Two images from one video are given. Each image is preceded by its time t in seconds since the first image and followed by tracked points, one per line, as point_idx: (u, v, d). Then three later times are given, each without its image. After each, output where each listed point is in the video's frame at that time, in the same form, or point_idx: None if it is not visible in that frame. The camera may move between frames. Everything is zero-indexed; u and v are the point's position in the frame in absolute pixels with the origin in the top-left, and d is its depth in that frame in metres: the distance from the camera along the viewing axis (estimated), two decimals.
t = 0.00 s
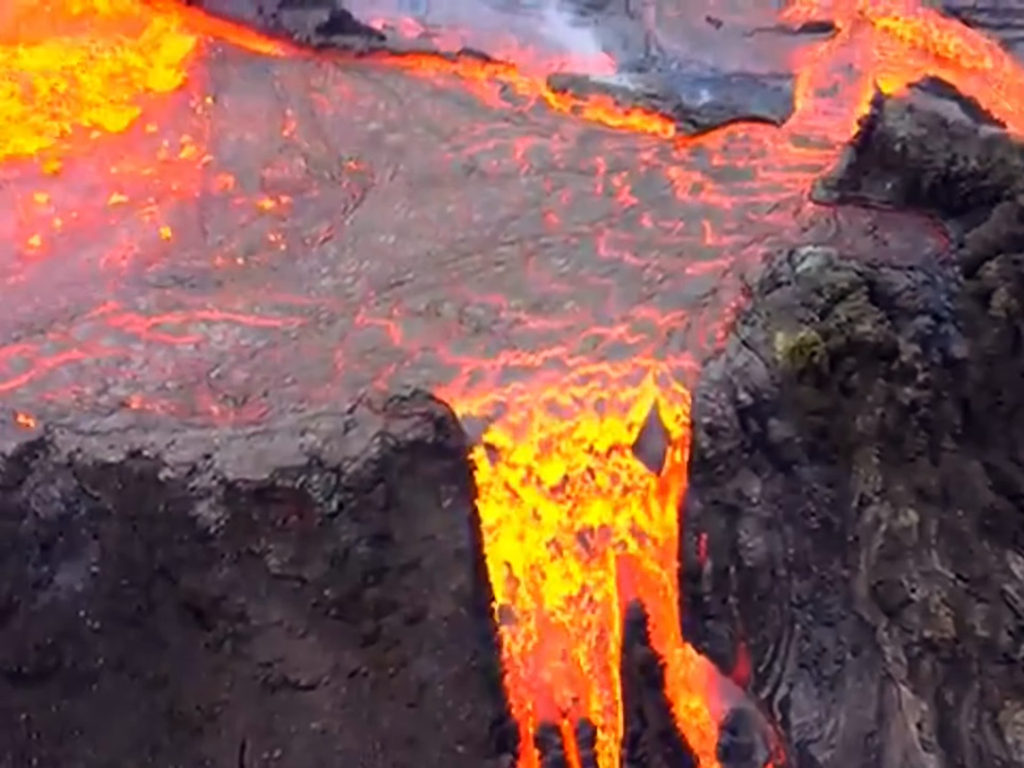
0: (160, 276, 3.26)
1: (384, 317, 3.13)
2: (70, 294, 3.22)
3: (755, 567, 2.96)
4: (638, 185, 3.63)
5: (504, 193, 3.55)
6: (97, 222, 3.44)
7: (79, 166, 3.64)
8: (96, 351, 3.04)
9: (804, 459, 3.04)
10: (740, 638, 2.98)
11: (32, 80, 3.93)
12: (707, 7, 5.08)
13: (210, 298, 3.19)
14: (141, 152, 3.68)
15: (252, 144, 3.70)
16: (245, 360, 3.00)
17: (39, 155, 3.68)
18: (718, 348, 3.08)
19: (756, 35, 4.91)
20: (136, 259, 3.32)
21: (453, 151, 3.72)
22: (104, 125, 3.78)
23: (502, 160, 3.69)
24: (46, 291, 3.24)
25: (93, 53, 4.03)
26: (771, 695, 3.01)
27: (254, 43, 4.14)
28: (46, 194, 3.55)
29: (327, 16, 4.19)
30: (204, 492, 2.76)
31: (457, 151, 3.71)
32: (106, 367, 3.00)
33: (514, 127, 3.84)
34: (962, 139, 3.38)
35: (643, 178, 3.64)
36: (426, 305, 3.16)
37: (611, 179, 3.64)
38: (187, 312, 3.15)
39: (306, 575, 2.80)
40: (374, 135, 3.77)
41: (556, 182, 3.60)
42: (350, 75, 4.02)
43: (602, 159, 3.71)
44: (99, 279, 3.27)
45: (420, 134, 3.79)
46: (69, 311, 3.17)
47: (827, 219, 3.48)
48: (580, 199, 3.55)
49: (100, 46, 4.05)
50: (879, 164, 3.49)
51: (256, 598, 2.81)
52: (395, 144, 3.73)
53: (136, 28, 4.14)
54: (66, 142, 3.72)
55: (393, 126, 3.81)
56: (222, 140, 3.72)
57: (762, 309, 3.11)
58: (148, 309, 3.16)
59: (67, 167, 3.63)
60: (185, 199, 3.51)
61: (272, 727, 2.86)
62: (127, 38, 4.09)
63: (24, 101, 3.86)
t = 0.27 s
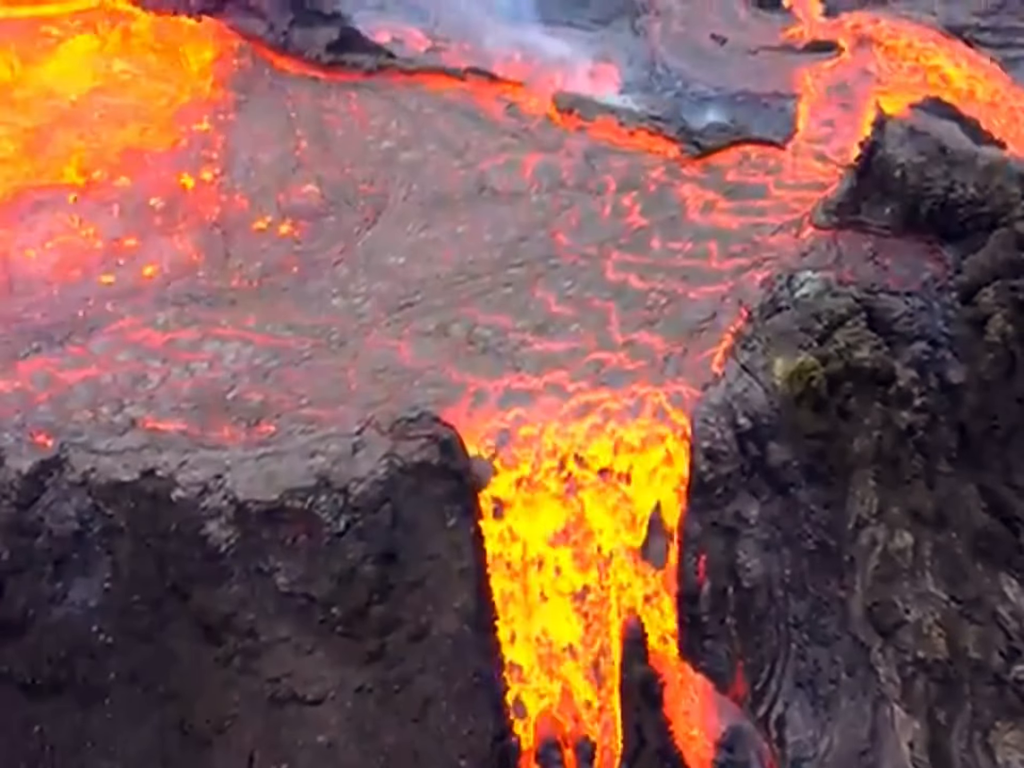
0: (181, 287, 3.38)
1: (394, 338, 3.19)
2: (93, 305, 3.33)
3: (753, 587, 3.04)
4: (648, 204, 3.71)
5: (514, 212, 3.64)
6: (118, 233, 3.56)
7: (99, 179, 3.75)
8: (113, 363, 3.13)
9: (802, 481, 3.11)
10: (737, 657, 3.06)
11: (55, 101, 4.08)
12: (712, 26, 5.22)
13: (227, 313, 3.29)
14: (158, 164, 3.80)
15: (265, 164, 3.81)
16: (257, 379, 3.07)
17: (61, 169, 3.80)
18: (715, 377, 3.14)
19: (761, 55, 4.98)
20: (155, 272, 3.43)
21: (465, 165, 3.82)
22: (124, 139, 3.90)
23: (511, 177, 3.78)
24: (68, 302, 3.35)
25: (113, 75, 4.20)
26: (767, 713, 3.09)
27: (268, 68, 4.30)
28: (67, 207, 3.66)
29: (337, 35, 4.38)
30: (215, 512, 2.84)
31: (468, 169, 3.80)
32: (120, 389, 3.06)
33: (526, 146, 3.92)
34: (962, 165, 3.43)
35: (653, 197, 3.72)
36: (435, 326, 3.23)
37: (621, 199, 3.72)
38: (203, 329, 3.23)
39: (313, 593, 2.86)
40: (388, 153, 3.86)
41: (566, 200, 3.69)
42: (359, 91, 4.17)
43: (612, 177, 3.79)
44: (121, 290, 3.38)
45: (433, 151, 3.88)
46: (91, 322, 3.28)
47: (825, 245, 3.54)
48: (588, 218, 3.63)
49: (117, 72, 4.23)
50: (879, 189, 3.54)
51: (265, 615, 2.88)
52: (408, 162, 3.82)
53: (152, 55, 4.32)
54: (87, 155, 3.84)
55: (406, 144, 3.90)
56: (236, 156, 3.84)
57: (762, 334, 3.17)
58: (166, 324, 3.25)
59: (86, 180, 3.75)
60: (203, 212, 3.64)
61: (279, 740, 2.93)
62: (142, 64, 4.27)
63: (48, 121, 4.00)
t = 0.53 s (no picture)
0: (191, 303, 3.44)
1: (401, 359, 3.25)
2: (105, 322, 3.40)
3: (749, 607, 3.11)
4: (655, 223, 3.78)
5: (522, 233, 3.70)
6: (129, 247, 3.62)
7: (110, 193, 3.81)
8: (127, 379, 3.19)
9: (797, 503, 3.17)
10: (733, 675, 3.13)
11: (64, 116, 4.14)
12: (712, 44, 5.30)
13: (238, 329, 3.35)
14: (168, 177, 3.85)
15: (274, 181, 3.88)
16: (260, 400, 3.13)
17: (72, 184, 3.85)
18: (712, 399, 3.19)
19: (761, 73, 5.06)
20: (168, 292, 3.49)
21: (474, 185, 3.89)
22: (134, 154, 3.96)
23: (520, 194, 3.86)
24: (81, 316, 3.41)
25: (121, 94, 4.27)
26: (762, 730, 3.16)
27: (279, 87, 4.38)
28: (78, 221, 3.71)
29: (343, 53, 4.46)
30: (223, 532, 2.90)
31: (476, 188, 3.88)
32: (128, 408, 3.11)
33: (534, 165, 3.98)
34: (958, 189, 3.45)
35: (660, 216, 3.80)
36: (442, 349, 3.29)
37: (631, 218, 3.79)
38: (214, 346, 3.30)
39: (319, 611, 2.93)
40: (397, 173, 3.93)
41: (574, 219, 3.76)
42: (365, 111, 4.26)
43: (617, 193, 3.88)
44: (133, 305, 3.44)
45: (443, 172, 3.95)
46: (103, 338, 3.34)
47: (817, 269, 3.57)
48: (595, 239, 3.69)
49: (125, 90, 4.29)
50: (876, 211, 3.56)
51: (271, 633, 2.94)
52: (418, 183, 3.89)
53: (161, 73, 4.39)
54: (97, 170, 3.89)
55: (414, 165, 3.97)
56: (244, 173, 3.90)
57: (759, 357, 3.24)
58: (180, 340, 3.32)
59: (97, 194, 3.80)
60: (212, 228, 3.70)
61: (284, 755, 3.00)
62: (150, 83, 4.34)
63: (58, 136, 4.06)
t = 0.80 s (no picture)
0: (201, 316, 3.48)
1: (405, 373, 3.31)
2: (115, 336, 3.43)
3: (748, 619, 3.15)
4: (661, 235, 3.83)
5: (529, 248, 3.75)
6: (142, 262, 3.67)
7: (121, 209, 3.86)
8: (139, 392, 3.24)
9: (796, 516, 3.22)
10: (732, 686, 3.18)
11: (74, 132, 4.20)
12: (713, 54, 5.34)
13: (245, 342, 3.39)
14: (178, 193, 3.91)
15: (281, 195, 3.94)
16: (264, 416, 3.17)
17: (83, 200, 3.91)
18: (713, 414, 3.24)
19: (761, 83, 5.07)
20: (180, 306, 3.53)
21: (479, 198, 3.94)
22: (144, 169, 4.02)
23: (526, 208, 3.91)
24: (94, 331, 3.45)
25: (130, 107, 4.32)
26: (761, 740, 3.21)
27: (285, 102, 4.43)
28: (91, 238, 3.77)
29: (346, 68, 4.54)
30: (231, 548, 2.95)
31: (481, 201, 3.93)
32: (136, 423, 3.15)
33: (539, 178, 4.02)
34: (954, 205, 3.50)
35: (667, 228, 3.85)
36: (447, 364, 3.34)
37: (638, 231, 3.83)
38: (224, 360, 3.33)
39: (326, 625, 2.98)
40: (403, 187, 3.98)
41: (580, 233, 3.80)
42: (370, 124, 4.32)
43: (623, 205, 3.92)
44: (144, 318, 3.48)
45: (448, 184, 4.00)
46: (115, 353, 3.38)
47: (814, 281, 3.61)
48: (601, 253, 3.74)
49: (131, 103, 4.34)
50: (874, 226, 3.60)
51: (278, 646, 2.99)
52: (423, 197, 3.94)
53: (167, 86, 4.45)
54: (109, 186, 3.95)
55: (420, 179, 4.02)
56: (252, 187, 3.96)
57: (758, 372, 3.29)
58: (194, 352, 3.36)
59: (109, 211, 3.86)
60: (220, 241, 3.75)
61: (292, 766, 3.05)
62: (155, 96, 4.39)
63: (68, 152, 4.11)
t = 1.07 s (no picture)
0: (214, 331, 3.55)
1: (411, 386, 3.36)
2: (130, 352, 3.50)
3: (746, 631, 3.19)
4: (672, 248, 3.86)
5: (536, 261, 3.79)
6: (157, 281, 3.75)
7: (136, 229, 3.95)
8: (154, 405, 3.29)
9: (794, 530, 3.27)
10: (731, 697, 3.21)
11: (89, 152, 4.28)
12: (714, 62, 5.38)
13: (257, 353, 3.45)
14: (192, 211, 3.99)
15: (291, 208, 4.01)
16: (272, 430, 3.22)
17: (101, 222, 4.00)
18: (714, 428, 3.27)
19: (762, 93, 5.13)
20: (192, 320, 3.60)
21: (484, 211, 3.98)
22: (158, 189, 4.10)
23: (532, 223, 3.93)
24: (110, 348, 3.52)
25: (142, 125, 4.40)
26: (760, 750, 3.25)
27: (294, 114, 4.49)
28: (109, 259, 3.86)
29: (351, 80, 4.60)
30: (239, 562, 3.00)
31: (486, 214, 3.97)
32: (146, 434, 3.21)
33: (546, 191, 4.06)
34: (951, 221, 3.55)
35: (677, 240, 3.87)
36: (454, 379, 3.38)
37: (649, 242, 3.87)
38: (237, 371, 3.39)
39: (332, 637, 3.04)
40: (410, 198, 4.03)
41: (587, 247, 3.83)
42: (377, 133, 4.36)
43: (631, 221, 3.94)
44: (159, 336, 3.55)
45: (453, 196, 4.04)
46: (131, 367, 3.44)
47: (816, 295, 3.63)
48: (608, 266, 3.77)
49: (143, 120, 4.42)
50: (872, 241, 3.66)
51: (286, 658, 3.05)
52: (428, 209, 3.98)
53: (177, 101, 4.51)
54: (124, 207, 4.04)
55: (426, 192, 4.06)
56: (262, 202, 4.03)
57: (758, 387, 3.33)
58: (211, 362, 3.43)
59: (125, 232, 3.95)
60: (231, 256, 3.83)
61: None
62: (167, 111, 4.45)
63: (84, 173, 4.20)
